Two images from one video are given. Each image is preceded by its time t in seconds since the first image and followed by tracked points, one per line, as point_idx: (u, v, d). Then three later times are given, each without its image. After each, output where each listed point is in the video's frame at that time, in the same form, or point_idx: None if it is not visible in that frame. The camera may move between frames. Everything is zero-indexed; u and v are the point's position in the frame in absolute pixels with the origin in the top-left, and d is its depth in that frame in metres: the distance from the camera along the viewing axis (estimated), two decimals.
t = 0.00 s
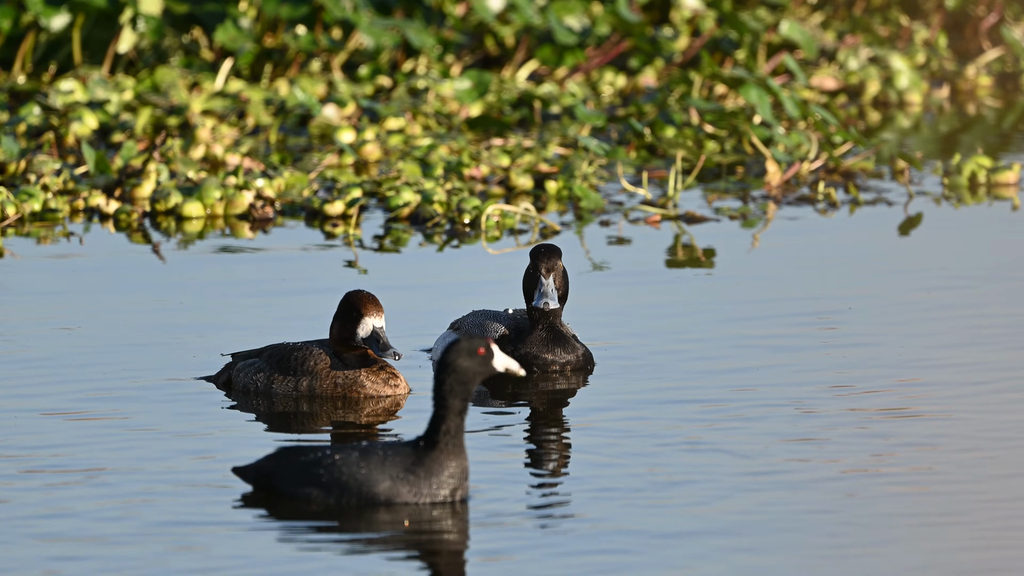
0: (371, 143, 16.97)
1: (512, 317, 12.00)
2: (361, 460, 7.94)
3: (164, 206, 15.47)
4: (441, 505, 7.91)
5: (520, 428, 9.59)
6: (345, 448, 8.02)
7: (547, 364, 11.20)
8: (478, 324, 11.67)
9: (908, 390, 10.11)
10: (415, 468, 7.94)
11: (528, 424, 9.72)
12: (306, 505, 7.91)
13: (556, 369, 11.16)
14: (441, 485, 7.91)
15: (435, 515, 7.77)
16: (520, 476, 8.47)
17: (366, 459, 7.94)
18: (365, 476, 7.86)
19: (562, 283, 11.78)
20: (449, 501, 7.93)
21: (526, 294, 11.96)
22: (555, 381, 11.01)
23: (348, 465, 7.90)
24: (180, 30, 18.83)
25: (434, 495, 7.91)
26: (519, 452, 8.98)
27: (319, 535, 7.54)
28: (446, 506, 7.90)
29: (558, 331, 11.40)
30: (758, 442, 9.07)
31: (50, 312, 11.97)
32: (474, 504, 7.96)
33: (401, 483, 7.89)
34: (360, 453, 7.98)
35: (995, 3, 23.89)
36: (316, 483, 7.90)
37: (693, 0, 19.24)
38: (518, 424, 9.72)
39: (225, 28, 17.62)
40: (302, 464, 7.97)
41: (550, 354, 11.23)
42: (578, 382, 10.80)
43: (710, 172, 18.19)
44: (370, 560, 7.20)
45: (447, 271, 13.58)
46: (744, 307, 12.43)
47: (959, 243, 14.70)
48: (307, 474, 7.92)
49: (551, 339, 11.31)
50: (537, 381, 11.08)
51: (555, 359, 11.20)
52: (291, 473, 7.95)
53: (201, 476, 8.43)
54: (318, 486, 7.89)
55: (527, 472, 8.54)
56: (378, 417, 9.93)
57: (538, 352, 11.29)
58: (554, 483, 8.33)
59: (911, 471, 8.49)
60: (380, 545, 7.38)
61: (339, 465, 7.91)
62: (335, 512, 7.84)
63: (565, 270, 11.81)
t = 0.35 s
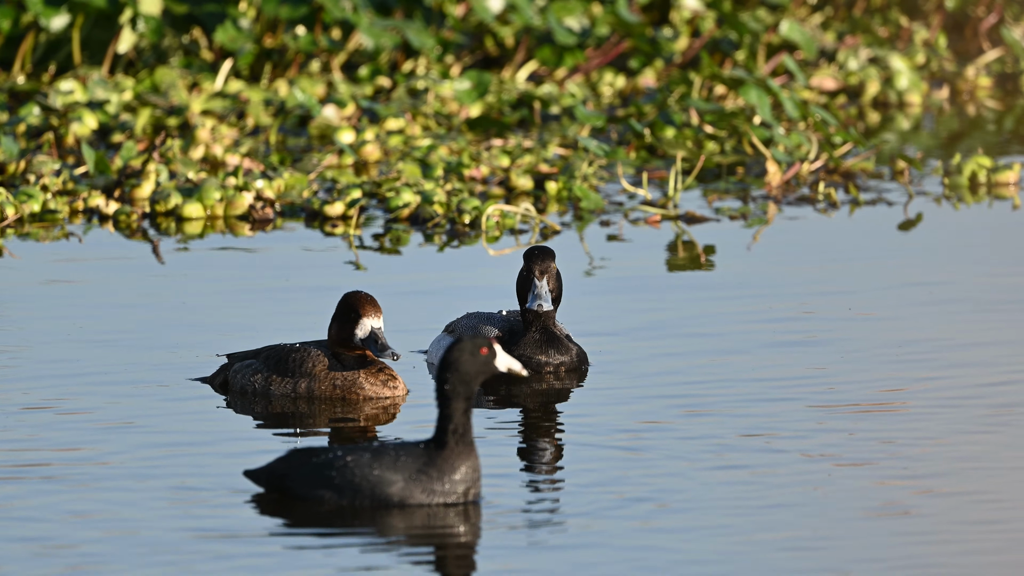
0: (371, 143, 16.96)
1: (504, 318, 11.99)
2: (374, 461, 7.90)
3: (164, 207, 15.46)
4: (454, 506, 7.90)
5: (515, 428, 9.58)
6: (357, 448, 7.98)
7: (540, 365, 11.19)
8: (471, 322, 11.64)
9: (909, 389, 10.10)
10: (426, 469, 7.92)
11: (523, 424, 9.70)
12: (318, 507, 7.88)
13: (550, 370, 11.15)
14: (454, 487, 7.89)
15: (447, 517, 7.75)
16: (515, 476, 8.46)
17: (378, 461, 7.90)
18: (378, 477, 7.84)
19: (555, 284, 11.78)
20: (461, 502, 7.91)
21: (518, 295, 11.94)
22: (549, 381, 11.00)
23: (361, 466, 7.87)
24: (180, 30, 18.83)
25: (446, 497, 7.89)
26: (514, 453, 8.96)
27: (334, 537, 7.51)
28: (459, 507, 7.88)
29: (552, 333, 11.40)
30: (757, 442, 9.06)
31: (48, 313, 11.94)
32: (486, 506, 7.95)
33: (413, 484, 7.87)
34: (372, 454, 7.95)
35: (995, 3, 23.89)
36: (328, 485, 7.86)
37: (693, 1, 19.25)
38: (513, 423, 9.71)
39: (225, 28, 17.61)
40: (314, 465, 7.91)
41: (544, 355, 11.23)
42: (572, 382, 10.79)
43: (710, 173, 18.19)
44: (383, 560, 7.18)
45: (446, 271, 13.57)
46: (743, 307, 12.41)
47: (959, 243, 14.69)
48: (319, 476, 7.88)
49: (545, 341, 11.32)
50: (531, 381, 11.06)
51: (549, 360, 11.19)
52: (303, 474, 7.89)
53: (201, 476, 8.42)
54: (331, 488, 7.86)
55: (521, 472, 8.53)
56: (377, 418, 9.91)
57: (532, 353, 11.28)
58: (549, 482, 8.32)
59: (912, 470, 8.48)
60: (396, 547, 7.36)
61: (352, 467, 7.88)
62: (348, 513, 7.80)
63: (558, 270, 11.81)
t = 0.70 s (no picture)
0: (372, 143, 16.96)
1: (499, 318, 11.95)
2: (381, 462, 7.89)
3: (164, 206, 15.47)
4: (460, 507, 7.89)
5: (509, 428, 9.59)
6: (365, 449, 7.97)
7: (536, 364, 11.17)
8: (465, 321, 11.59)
9: (906, 388, 10.10)
10: (432, 470, 7.92)
11: (517, 424, 9.71)
12: (327, 509, 7.87)
13: (546, 369, 11.13)
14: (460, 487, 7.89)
15: (455, 517, 7.75)
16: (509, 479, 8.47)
17: (386, 462, 7.90)
18: (385, 479, 7.83)
19: (551, 282, 11.75)
20: (466, 502, 7.92)
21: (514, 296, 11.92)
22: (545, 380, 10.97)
23: (368, 468, 7.86)
24: (180, 30, 18.82)
25: (452, 497, 7.88)
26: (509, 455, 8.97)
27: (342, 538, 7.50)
28: (465, 508, 7.88)
29: (548, 334, 11.39)
30: (755, 442, 9.06)
31: (47, 313, 11.94)
32: (492, 506, 7.95)
33: (420, 486, 7.86)
34: (379, 455, 7.94)
35: (995, 3, 23.90)
36: (337, 487, 7.86)
37: (693, 0, 19.25)
38: (507, 424, 9.71)
39: (225, 28, 17.62)
40: (322, 467, 7.90)
41: (539, 355, 11.21)
42: (568, 381, 10.78)
43: (710, 172, 18.19)
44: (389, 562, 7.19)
45: (445, 270, 13.56)
46: (742, 307, 12.41)
47: (960, 242, 14.68)
48: (328, 479, 7.86)
49: (541, 341, 11.30)
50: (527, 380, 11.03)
51: (545, 360, 11.17)
52: (312, 476, 7.88)
53: (198, 476, 8.40)
54: (339, 490, 7.85)
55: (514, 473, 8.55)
56: (376, 417, 9.90)
57: (528, 352, 11.26)
58: (544, 484, 8.33)
59: (910, 471, 8.47)
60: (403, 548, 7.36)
61: (359, 468, 7.87)
62: (356, 515, 7.80)
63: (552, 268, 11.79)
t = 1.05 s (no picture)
0: (372, 143, 16.95)
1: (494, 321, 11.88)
2: (386, 466, 7.90)
3: (164, 207, 15.46)
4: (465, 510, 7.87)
5: (506, 430, 9.59)
6: (372, 453, 7.99)
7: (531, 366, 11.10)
8: (460, 323, 11.50)
9: (904, 389, 10.10)
10: (436, 474, 7.90)
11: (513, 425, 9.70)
12: (335, 511, 7.90)
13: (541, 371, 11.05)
14: (465, 491, 7.86)
15: (455, 522, 7.72)
16: (507, 480, 8.47)
17: (391, 465, 7.90)
18: (390, 483, 7.84)
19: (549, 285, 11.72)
20: (471, 507, 7.87)
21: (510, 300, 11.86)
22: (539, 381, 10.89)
23: (374, 471, 7.87)
24: (180, 31, 18.82)
25: (457, 501, 7.86)
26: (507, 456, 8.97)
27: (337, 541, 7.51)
28: (470, 511, 7.85)
29: (544, 336, 11.39)
30: (752, 443, 9.06)
31: (44, 312, 11.93)
32: (499, 509, 7.92)
33: (424, 489, 7.86)
34: (386, 458, 7.95)
35: (995, 3, 23.92)
36: (343, 490, 7.88)
37: (694, 1, 19.26)
38: (504, 425, 9.71)
39: (225, 28, 17.61)
40: (331, 469, 7.93)
41: (535, 356, 11.14)
42: (564, 383, 10.73)
43: (711, 173, 18.20)
44: (377, 565, 7.19)
45: (445, 271, 13.55)
46: (740, 308, 12.41)
47: (960, 243, 14.69)
48: (335, 481, 7.89)
49: (538, 343, 11.24)
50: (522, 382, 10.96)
51: (540, 361, 11.10)
52: (321, 478, 7.92)
53: (197, 478, 8.40)
54: (345, 492, 7.88)
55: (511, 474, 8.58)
56: (377, 417, 9.90)
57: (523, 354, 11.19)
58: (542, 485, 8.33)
59: (909, 473, 8.46)
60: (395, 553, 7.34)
61: (365, 472, 7.88)
62: (359, 518, 7.81)
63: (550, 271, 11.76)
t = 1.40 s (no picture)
0: (373, 143, 16.93)
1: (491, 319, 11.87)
2: (394, 466, 7.89)
3: (164, 207, 15.45)
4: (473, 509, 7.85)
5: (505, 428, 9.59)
6: (380, 453, 7.98)
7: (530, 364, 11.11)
8: (456, 323, 11.49)
9: (902, 387, 10.10)
10: (443, 473, 7.89)
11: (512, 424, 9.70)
12: (343, 511, 7.89)
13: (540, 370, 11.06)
14: (472, 490, 7.85)
15: (463, 521, 7.71)
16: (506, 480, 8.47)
17: (399, 465, 7.89)
18: (398, 482, 7.83)
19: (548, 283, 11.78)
20: (479, 506, 7.87)
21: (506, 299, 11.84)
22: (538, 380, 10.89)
23: (381, 471, 7.87)
24: (180, 31, 18.81)
25: (465, 500, 7.84)
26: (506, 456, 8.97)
27: (346, 541, 7.51)
28: (478, 511, 7.84)
29: (541, 334, 11.39)
30: (751, 440, 9.05)
31: (43, 313, 11.92)
32: (506, 509, 7.91)
33: (432, 489, 7.85)
34: (393, 458, 7.94)
35: (995, 3, 23.93)
36: (351, 490, 7.87)
37: (693, 1, 19.26)
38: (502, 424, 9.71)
39: (225, 28, 17.60)
40: (339, 469, 7.92)
41: (534, 355, 11.15)
42: (561, 382, 10.73)
43: (711, 173, 18.19)
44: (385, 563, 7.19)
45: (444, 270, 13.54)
46: (739, 307, 12.40)
47: (960, 242, 14.67)
48: (343, 482, 7.88)
49: (536, 342, 11.25)
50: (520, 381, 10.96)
51: (539, 360, 11.11)
52: (329, 479, 7.92)
53: (196, 479, 8.39)
54: (353, 492, 7.86)
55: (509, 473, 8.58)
56: (376, 417, 9.90)
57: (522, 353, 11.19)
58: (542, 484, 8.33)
59: (908, 469, 8.43)
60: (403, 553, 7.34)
61: (373, 472, 7.87)
62: (367, 518, 7.80)
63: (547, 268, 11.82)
